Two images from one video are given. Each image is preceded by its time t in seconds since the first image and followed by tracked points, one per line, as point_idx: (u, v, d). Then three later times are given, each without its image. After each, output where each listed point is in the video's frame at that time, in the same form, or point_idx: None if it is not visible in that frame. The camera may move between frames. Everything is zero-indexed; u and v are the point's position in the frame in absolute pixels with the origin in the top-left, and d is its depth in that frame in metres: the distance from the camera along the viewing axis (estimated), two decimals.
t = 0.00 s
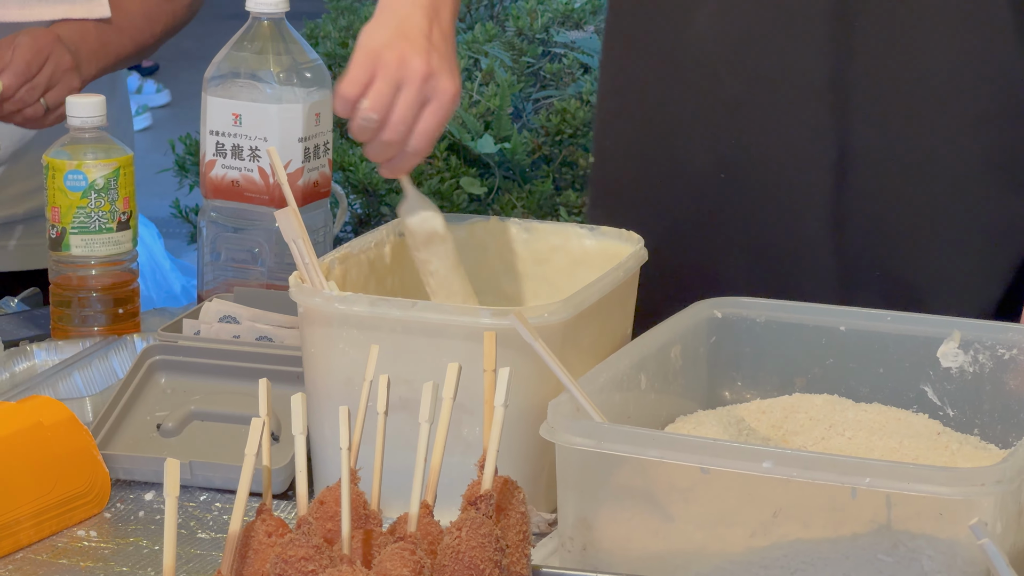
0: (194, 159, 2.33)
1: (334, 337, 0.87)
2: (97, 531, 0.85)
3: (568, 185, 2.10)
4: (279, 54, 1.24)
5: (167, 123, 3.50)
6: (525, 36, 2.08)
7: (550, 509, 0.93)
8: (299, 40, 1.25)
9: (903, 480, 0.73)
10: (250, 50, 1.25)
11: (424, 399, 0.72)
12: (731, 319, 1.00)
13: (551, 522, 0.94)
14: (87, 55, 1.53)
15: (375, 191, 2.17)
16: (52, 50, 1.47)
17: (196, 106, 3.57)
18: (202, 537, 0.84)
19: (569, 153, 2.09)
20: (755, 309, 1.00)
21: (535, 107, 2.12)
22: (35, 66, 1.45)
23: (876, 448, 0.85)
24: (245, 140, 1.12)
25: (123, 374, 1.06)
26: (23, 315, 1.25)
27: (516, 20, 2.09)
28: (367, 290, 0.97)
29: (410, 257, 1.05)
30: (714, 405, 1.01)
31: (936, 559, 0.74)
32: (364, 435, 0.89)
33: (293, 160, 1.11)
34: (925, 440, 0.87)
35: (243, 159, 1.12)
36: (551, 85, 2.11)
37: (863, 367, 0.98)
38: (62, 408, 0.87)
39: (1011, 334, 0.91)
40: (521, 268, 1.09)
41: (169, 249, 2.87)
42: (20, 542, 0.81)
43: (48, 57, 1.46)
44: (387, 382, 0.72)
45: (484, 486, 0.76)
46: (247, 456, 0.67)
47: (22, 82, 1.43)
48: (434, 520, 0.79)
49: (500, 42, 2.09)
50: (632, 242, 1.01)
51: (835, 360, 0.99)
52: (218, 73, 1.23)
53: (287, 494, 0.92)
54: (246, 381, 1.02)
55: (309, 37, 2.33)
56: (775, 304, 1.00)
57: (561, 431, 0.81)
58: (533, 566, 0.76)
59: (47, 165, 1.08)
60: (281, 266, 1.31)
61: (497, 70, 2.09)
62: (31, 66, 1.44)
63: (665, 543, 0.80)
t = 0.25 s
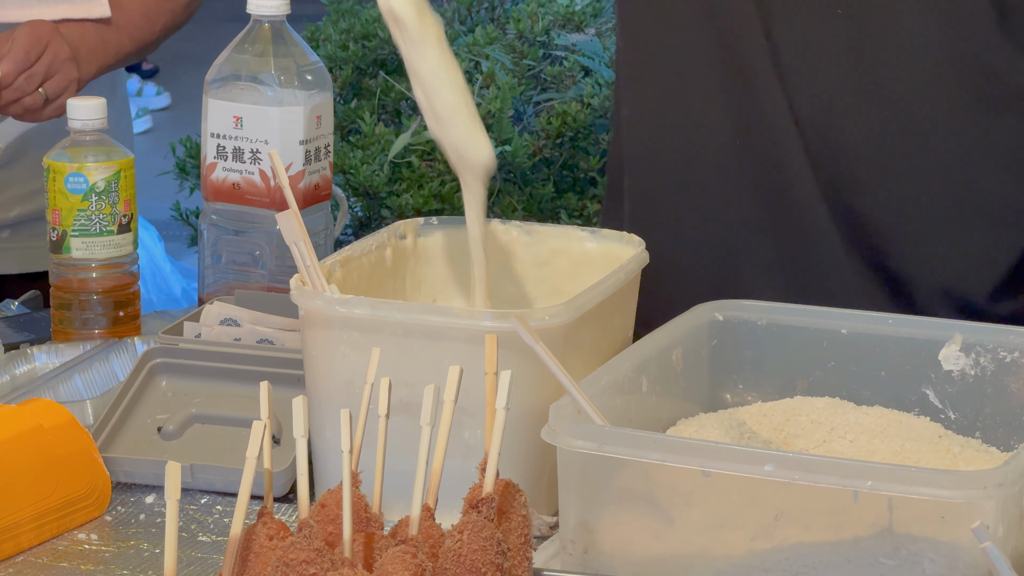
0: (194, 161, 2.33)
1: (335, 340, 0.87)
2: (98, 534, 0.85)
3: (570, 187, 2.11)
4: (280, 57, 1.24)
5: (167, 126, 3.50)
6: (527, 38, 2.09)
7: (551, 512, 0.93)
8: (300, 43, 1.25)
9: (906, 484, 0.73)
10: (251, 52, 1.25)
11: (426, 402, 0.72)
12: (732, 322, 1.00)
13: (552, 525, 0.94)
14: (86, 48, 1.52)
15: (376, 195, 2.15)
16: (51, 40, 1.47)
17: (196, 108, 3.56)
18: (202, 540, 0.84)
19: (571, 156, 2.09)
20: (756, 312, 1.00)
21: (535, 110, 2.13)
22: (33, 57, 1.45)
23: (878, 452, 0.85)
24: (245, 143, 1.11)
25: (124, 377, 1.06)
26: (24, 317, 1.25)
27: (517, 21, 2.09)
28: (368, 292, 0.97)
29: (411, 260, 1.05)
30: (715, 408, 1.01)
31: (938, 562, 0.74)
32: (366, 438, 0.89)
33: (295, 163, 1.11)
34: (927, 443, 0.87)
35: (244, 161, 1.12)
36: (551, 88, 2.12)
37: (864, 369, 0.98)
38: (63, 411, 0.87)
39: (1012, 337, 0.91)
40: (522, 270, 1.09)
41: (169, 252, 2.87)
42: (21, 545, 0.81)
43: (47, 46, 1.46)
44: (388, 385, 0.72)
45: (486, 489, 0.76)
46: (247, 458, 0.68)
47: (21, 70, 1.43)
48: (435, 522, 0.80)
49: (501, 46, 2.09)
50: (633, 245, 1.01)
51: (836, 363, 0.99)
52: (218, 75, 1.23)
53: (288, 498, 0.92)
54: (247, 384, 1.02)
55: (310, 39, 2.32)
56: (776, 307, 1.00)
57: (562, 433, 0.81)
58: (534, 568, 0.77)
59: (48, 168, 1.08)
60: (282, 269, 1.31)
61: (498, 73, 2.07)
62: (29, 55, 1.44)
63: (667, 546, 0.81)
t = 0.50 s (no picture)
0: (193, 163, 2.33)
1: (333, 342, 0.87)
2: (96, 536, 0.84)
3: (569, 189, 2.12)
4: (278, 59, 1.23)
5: (166, 129, 3.50)
6: (525, 40, 2.09)
7: (551, 513, 0.93)
8: (298, 45, 1.25)
9: (906, 485, 0.73)
10: (249, 54, 1.24)
11: (424, 403, 0.72)
12: (732, 324, 1.00)
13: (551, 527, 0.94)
14: (93, 74, 1.53)
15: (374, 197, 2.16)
16: (59, 70, 1.47)
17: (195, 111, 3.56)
18: (201, 542, 0.83)
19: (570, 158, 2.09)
20: (755, 314, 1.00)
21: (534, 112, 2.12)
22: (44, 90, 1.46)
23: (877, 453, 0.85)
24: (244, 144, 1.11)
25: (122, 379, 1.06)
26: (21, 320, 1.25)
27: (514, 23, 2.08)
28: (367, 294, 0.97)
29: (409, 261, 1.04)
30: (714, 410, 1.01)
31: (937, 564, 0.74)
32: (364, 440, 0.89)
33: (293, 164, 1.11)
34: (926, 445, 0.87)
35: (242, 163, 1.12)
36: (550, 90, 2.12)
37: (863, 371, 0.98)
38: (61, 413, 0.87)
39: (1011, 338, 0.91)
40: (520, 272, 1.08)
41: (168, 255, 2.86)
42: (19, 547, 0.81)
43: (57, 77, 1.47)
44: (386, 387, 0.73)
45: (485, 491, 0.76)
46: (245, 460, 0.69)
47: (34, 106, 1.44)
48: (434, 524, 0.80)
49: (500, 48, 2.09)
50: (632, 246, 1.01)
51: (835, 365, 0.99)
52: (217, 77, 1.23)
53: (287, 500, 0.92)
54: (246, 387, 1.02)
55: (308, 40, 2.32)
56: (774, 309, 1.00)
57: (561, 435, 0.81)
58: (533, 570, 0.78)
59: (46, 169, 1.08)
60: (281, 271, 1.30)
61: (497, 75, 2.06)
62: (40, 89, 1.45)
63: (666, 548, 0.81)
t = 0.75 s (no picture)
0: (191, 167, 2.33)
1: (330, 346, 0.87)
2: (93, 541, 0.84)
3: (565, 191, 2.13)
4: (276, 63, 1.23)
5: (163, 132, 3.49)
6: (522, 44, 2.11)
7: (548, 518, 0.93)
8: (295, 49, 1.25)
9: (904, 490, 0.74)
10: (246, 58, 1.24)
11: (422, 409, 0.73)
12: (729, 329, 1.00)
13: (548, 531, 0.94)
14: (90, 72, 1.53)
15: (371, 200, 2.15)
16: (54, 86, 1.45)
17: (192, 114, 3.56)
18: (198, 547, 0.83)
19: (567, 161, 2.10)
20: (753, 318, 1.00)
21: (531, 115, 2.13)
22: (39, 111, 1.43)
23: (874, 458, 0.85)
24: (242, 149, 1.11)
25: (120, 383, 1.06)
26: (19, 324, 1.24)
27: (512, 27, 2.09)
28: (363, 299, 0.97)
29: (406, 266, 1.04)
30: (712, 414, 1.01)
31: (935, 568, 0.75)
32: (361, 445, 0.88)
33: (290, 168, 1.11)
34: (923, 449, 0.87)
35: (240, 167, 1.12)
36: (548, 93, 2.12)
37: (861, 375, 0.98)
38: (58, 418, 0.87)
39: (1008, 343, 0.91)
40: (517, 276, 1.08)
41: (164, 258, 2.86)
42: (16, 552, 0.81)
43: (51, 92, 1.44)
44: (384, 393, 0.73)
45: (482, 496, 0.77)
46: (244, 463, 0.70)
47: (29, 126, 1.41)
48: (431, 529, 0.81)
49: (497, 51, 2.10)
50: (630, 251, 1.01)
51: (833, 369, 0.99)
52: (214, 81, 1.23)
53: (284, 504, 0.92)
54: (243, 391, 1.01)
55: (308, 47, 2.36)
56: (772, 313, 0.99)
57: (558, 440, 0.82)
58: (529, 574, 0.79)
59: (43, 174, 1.07)
60: (278, 275, 1.30)
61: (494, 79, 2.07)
62: (34, 108, 1.42)
63: (664, 553, 0.81)
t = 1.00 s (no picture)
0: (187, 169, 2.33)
1: (327, 348, 0.87)
2: (89, 543, 0.84)
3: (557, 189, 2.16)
4: (272, 65, 1.24)
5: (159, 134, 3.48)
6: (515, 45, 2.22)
7: (544, 519, 0.93)
8: (292, 51, 1.25)
9: (900, 492, 0.74)
10: (242, 60, 1.24)
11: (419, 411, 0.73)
12: (726, 330, 1.00)
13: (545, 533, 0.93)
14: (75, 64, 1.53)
15: (367, 201, 2.24)
16: (38, 84, 1.44)
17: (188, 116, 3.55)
18: (194, 549, 0.83)
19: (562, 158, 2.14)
20: (749, 319, 1.00)
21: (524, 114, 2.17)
22: (22, 109, 1.42)
23: (871, 459, 0.84)
24: (237, 151, 1.11)
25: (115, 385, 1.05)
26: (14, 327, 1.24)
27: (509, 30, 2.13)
28: (359, 300, 0.97)
29: (402, 267, 1.04)
30: (708, 415, 1.01)
31: (931, 570, 0.75)
32: (358, 447, 0.88)
33: (286, 170, 1.11)
34: (920, 450, 0.87)
35: (235, 169, 1.12)
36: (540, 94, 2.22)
37: (857, 376, 0.98)
38: (53, 419, 0.86)
39: (1005, 344, 0.91)
40: (512, 278, 1.08)
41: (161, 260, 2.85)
42: (12, 554, 0.81)
43: (33, 91, 1.43)
44: (379, 394, 0.74)
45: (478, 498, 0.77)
46: (240, 466, 0.70)
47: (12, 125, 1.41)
48: (427, 530, 0.81)
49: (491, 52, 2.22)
50: (626, 252, 1.01)
51: (829, 371, 0.98)
52: (210, 83, 1.23)
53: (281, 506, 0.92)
54: (239, 392, 1.01)
55: (302, 46, 2.43)
56: (769, 315, 0.99)
57: (553, 441, 0.82)
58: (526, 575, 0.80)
59: (39, 175, 1.07)
60: (274, 276, 1.30)
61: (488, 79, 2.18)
62: (18, 107, 1.41)
63: (661, 555, 0.81)
